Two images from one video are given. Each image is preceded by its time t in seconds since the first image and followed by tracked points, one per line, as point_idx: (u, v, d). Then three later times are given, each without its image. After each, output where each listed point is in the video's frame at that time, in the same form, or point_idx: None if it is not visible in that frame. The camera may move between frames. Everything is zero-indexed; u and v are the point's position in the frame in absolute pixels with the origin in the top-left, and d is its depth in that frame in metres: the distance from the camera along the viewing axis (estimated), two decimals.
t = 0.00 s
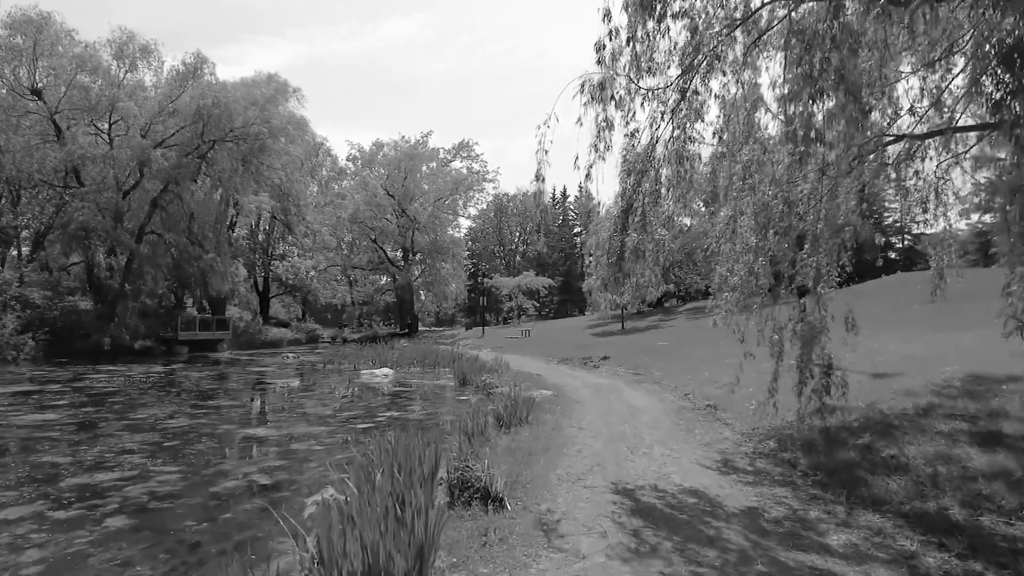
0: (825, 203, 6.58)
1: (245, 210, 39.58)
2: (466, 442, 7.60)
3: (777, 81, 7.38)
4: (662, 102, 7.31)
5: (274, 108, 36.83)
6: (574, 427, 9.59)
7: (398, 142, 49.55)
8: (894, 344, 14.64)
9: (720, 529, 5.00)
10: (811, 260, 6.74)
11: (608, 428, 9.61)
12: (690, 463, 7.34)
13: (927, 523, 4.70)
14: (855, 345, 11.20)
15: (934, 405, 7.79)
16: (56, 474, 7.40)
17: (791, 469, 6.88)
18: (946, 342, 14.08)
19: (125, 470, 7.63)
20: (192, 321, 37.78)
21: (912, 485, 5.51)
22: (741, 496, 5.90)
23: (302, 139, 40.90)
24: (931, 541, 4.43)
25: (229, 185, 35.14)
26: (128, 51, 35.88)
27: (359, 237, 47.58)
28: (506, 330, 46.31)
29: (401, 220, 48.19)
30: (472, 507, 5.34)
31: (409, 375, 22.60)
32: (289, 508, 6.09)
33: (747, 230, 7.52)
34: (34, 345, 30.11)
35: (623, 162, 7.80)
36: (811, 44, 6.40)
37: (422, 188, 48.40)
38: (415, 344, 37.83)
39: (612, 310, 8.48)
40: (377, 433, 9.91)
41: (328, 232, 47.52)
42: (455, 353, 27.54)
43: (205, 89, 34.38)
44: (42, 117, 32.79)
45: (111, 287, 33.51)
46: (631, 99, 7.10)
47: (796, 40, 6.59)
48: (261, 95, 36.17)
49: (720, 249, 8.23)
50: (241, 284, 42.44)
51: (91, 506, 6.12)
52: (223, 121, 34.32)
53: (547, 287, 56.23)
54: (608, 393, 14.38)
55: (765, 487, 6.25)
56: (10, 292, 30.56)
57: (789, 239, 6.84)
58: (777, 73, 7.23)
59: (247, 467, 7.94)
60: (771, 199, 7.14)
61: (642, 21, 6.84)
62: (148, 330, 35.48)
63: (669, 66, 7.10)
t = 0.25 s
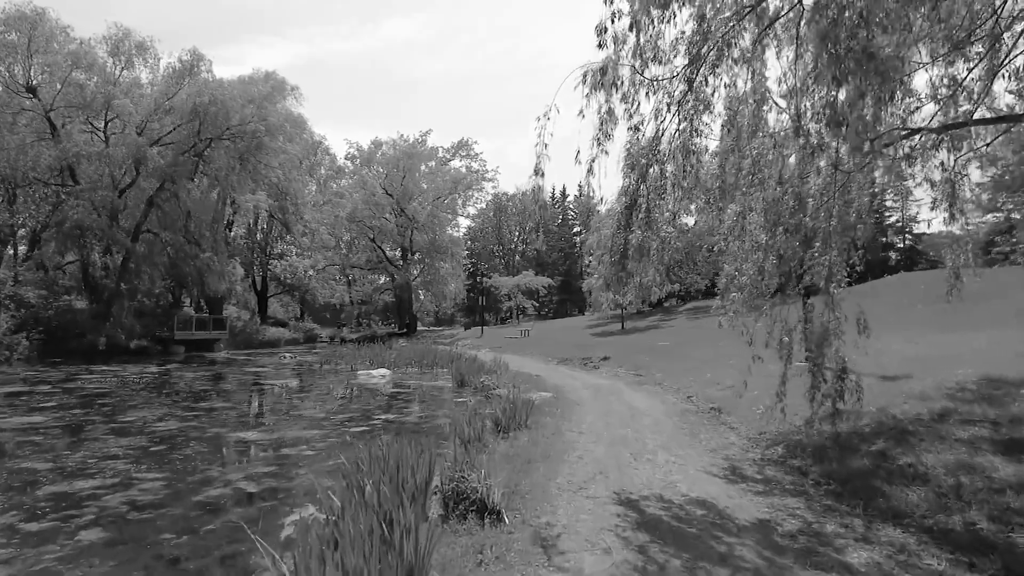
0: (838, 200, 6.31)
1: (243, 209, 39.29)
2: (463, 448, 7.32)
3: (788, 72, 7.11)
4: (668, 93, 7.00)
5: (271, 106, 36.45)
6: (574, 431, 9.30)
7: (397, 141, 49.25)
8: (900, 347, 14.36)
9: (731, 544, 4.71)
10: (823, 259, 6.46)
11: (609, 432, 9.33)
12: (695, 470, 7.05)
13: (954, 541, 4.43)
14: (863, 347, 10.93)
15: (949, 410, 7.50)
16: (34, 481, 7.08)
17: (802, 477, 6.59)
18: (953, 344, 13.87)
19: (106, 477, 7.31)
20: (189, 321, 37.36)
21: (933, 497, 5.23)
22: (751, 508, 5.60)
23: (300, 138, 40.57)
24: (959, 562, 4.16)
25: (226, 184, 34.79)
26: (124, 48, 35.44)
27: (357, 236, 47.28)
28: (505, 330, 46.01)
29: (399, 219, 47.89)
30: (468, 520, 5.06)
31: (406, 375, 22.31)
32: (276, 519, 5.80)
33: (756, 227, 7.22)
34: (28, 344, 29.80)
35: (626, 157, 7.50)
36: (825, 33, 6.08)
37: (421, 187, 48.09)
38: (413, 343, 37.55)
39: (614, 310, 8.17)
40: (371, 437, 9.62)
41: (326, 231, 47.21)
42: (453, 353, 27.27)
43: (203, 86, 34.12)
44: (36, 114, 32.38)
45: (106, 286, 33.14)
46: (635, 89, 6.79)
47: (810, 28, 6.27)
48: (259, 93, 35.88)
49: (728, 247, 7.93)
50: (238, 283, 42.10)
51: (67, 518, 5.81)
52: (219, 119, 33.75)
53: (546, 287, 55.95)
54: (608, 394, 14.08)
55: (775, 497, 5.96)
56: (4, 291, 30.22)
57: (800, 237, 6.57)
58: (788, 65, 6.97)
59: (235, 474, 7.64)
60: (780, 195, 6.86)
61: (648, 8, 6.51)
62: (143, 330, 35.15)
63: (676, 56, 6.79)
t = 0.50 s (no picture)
0: (848, 194, 6.07)
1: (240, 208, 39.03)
2: (458, 453, 7.09)
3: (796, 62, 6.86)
4: (670, 83, 6.75)
5: (268, 105, 35.71)
6: (574, 433, 9.05)
7: (396, 140, 48.96)
8: (904, 348, 14.13)
9: (737, 555, 4.46)
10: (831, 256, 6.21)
11: (608, 434, 9.10)
12: (698, 475, 6.80)
13: (975, 557, 4.20)
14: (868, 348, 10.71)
15: (960, 412, 7.26)
16: (11, 487, 6.81)
17: (809, 483, 6.34)
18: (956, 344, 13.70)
19: (86, 482, 7.05)
20: (185, 320, 36.81)
21: (949, 505, 4.98)
22: (758, 517, 5.34)
23: (298, 136, 40.28)
24: None
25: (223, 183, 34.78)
26: (120, 46, 35.16)
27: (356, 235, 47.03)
28: (503, 330, 45.71)
29: (397, 218, 47.59)
30: (460, 531, 4.83)
31: (403, 375, 22.04)
32: (260, 528, 5.54)
33: (761, 222, 6.97)
34: (21, 344, 29.57)
35: (626, 151, 7.24)
36: (833, 19, 5.82)
37: (419, 186, 47.82)
38: (411, 343, 37.28)
39: (613, 309, 7.92)
40: (364, 440, 9.36)
41: (324, 230, 46.93)
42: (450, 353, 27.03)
43: (200, 84, 33.86)
44: (31, 112, 32.04)
45: (102, 285, 32.83)
46: (635, 79, 6.57)
47: (819, 13, 6.01)
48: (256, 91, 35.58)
49: (732, 244, 7.68)
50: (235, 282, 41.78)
51: (40, 526, 5.55)
52: (216, 117, 33.59)
53: (545, 286, 55.68)
54: (608, 396, 13.82)
55: (782, 504, 5.70)
56: None
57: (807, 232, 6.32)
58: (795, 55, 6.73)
59: (221, 479, 7.37)
60: (786, 191, 6.62)
61: None
62: (139, 329, 34.73)
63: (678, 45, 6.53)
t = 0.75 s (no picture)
0: (857, 184, 5.81)
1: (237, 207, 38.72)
2: (450, 456, 6.81)
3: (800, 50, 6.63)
4: (671, 69, 6.47)
5: (264, 103, 35.46)
6: (571, 435, 8.78)
7: (394, 139, 48.65)
8: (908, 347, 13.85)
9: (743, 567, 4.19)
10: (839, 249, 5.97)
11: (606, 435, 8.82)
12: (700, 480, 6.51)
13: (1000, 569, 3.96)
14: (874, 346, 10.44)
15: (973, 413, 6.99)
16: None
17: (816, 487, 6.05)
18: (963, 343, 13.41)
19: (62, 488, 6.77)
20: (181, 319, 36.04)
21: (969, 514, 4.71)
22: (765, 524, 5.06)
23: (295, 135, 39.96)
24: None
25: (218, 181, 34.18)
26: (115, 43, 34.86)
27: (353, 235, 46.72)
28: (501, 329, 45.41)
29: (395, 217, 47.31)
30: (447, 542, 4.55)
31: (400, 375, 21.76)
32: (238, 537, 5.26)
33: (766, 214, 6.70)
34: (11, 345, 29.40)
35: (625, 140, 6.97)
36: None
37: (417, 185, 47.52)
38: (409, 343, 37.00)
39: (611, 306, 7.65)
40: (355, 442, 9.08)
41: (321, 229, 46.59)
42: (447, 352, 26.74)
43: (195, 82, 33.49)
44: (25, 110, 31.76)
45: (96, 285, 32.44)
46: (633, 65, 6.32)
47: None
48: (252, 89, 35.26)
49: (735, 238, 7.40)
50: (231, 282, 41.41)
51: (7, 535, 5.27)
52: (212, 115, 33.12)
53: (544, 286, 55.39)
54: (607, 396, 13.53)
55: (789, 510, 5.42)
56: None
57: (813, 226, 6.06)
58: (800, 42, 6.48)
59: (204, 483, 7.06)
60: (792, 180, 6.36)
61: None
62: (134, 329, 34.13)
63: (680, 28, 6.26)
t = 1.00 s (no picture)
0: (868, 178, 5.52)
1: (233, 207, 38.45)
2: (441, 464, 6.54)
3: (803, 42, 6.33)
4: (673, 57, 6.19)
5: (261, 101, 35.13)
6: (569, 440, 8.49)
7: (391, 138, 48.36)
8: (914, 349, 13.57)
9: None
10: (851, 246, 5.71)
11: (605, 440, 8.53)
12: (704, 488, 6.24)
13: None
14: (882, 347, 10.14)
15: (988, 418, 6.70)
16: None
17: (826, 497, 5.75)
18: (971, 343, 13.11)
19: (35, 497, 6.46)
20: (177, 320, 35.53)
21: (992, 529, 4.42)
22: (773, 538, 4.77)
23: (292, 134, 39.63)
24: None
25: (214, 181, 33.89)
26: (110, 41, 34.50)
27: (351, 234, 46.38)
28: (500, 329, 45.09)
29: (393, 217, 46.98)
30: (435, 561, 4.28)
31: (396, 376, 21.45)
32: (215, 552, 4.97)
33: (772, 210, 6.42)
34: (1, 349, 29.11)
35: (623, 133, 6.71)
36: None
37: (415, 184, 47.20)
38: (407, 343, 36.70)
39: (611, 306, 7.36)
40: (346, 448, 8.80)
41: (319, 229, 46.28)
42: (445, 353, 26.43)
43: (190, 81, 33.14)
44: (19, 109, 31.40)
45: (91, 286, 32.07)
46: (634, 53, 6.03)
47: None
48: (248, 88, 34.93)
49: (739, 236, 7.13)
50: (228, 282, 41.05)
51: None
52: (208, 114, 32.77)
53: (543, 286, 55.09)
54: (606, 398, 13.25)
55: (799, 523, 5.11)
56: None
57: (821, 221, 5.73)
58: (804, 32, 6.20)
59: (185, 492, 6.74)
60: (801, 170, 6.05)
61: None
62: (129, 330, 33.73)
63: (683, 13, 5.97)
